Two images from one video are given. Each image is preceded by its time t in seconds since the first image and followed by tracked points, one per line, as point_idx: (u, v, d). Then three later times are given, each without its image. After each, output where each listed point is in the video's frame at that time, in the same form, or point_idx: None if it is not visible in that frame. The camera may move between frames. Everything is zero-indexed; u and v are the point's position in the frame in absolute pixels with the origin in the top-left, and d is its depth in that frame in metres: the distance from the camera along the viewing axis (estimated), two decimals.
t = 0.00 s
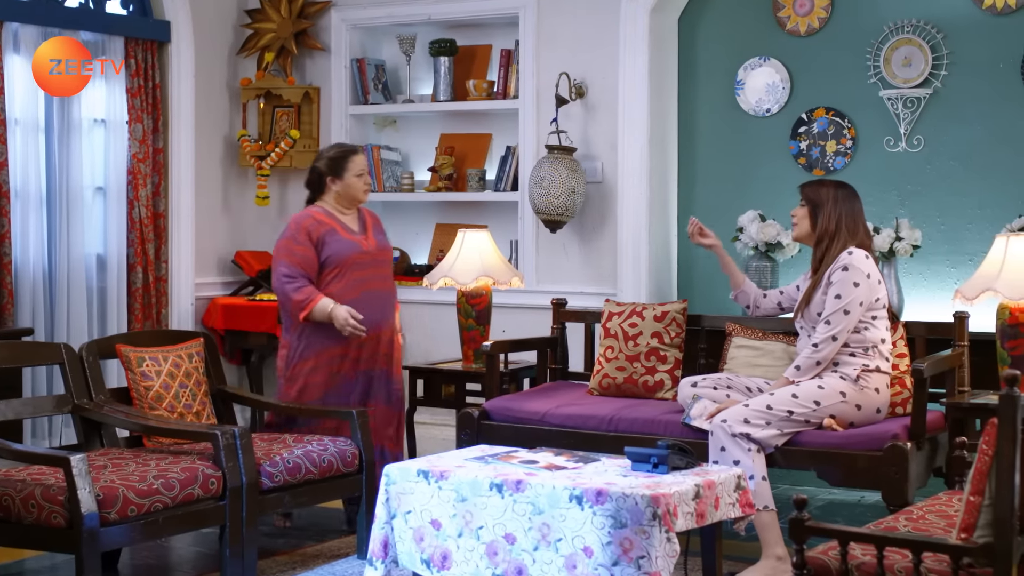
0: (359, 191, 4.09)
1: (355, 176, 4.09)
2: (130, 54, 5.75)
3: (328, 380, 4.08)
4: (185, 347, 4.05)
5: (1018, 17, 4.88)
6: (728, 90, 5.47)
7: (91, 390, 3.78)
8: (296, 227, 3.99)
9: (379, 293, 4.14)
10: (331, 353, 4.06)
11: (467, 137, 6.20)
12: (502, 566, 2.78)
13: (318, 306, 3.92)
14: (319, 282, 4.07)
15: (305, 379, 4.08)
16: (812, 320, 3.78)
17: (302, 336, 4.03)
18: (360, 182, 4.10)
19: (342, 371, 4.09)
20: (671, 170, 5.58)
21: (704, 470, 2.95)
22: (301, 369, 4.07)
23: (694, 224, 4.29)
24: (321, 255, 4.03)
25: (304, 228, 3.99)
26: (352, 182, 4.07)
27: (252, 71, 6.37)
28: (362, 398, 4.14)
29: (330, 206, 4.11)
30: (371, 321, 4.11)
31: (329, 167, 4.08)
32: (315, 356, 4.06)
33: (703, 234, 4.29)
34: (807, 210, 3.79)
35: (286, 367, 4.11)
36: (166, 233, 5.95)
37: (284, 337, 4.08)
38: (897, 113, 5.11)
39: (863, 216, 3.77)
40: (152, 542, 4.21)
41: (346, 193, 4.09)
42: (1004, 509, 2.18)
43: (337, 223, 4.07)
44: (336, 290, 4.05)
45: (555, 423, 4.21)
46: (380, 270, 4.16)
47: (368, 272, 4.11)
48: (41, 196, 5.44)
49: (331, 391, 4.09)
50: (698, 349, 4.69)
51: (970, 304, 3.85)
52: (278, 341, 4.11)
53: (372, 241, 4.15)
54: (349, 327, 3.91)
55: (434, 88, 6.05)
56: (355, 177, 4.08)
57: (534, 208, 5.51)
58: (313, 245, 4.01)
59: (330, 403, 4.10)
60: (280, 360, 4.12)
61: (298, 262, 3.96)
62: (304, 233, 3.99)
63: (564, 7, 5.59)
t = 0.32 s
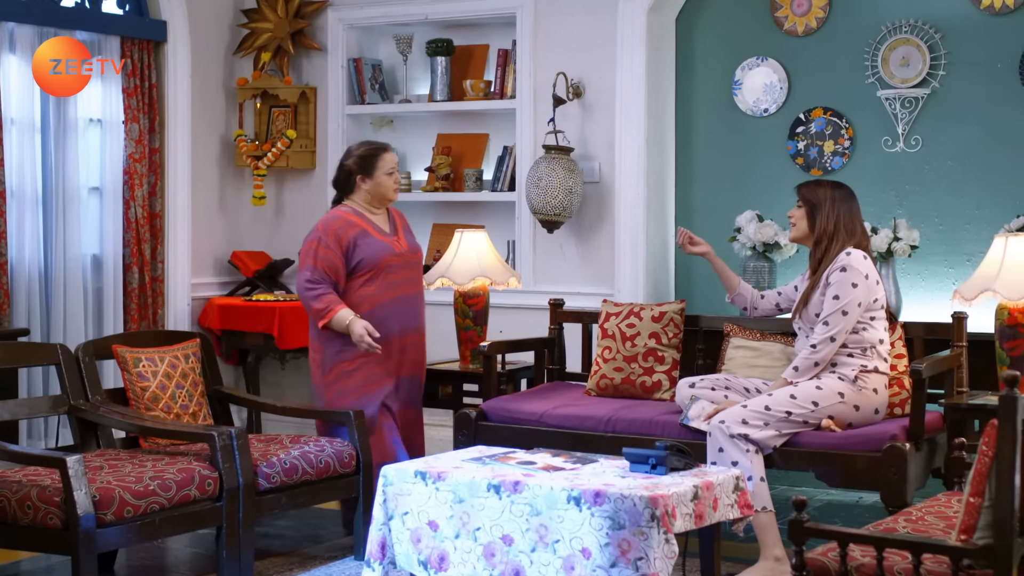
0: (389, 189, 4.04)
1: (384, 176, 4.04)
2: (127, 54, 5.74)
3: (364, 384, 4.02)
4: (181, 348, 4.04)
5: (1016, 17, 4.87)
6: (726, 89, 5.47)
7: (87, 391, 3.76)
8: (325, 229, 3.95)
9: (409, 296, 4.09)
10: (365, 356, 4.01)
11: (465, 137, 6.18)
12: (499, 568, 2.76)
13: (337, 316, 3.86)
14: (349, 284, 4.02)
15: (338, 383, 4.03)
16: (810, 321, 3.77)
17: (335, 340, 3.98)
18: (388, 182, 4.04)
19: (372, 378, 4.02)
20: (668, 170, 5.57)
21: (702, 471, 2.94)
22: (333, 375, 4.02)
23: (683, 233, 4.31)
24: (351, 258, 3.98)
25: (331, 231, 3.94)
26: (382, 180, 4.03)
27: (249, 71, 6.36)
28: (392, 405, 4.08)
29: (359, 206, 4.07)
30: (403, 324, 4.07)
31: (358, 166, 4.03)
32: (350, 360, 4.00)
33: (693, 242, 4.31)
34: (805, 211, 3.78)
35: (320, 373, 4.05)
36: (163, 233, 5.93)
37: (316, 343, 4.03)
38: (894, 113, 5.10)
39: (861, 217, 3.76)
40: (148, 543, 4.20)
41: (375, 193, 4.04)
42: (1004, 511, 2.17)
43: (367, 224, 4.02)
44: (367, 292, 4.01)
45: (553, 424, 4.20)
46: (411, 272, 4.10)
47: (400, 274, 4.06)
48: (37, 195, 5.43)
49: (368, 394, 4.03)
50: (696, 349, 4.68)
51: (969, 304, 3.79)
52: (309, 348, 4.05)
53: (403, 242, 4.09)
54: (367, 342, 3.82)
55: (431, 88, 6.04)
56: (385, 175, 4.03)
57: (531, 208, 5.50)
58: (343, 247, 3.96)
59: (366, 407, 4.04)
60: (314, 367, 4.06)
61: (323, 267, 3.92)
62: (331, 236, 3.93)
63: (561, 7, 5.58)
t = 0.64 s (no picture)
0: (405, 184, 3.52)
1: (398, 169, 3.52)
2: (121, 53, 5.71)
3: (407, 393, 3.50)
4: (176, 348, 4.03)
5: (1013, 17, 4.87)
6: (722, 89, 5.46)
7: (81, 391, 3.75)
8: (345, 232, 3.41)
9: (439, 299, 3.56)
10: (404, 364, 3.48)
11: (460, 136, 6.16)
12: (495, 569, 2.75)
13: (368, 323, 3.33)
14: (377, 289, 3.49)
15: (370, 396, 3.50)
16: (807, 322, 3.76)
17: (367, 350, 3.45)
18: (404, 177, 3.53)
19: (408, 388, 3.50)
20: (664, 170, 5.56)
21: (699, 472, 2.93)
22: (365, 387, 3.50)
23: (679, 238, 4.23)
24: (378, 260, 3.45)
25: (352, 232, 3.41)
26: (395, 175, 3.50)
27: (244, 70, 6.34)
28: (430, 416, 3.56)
29: (375, 204, 3.53)
30: (440, 326, 3.56)
31: (369, 162, 3.50)
32: (386, 369, 3.47)
33: (689, 247, 4.24)
34: (803, 212, 3.77)
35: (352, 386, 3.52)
36: (157, 232, 5.91)
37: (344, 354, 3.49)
38: (891, 113, 5.10)
39: (858, 217, 3.76)
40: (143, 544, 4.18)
41: (390, 189, 3.51)
42: (1004, 512, 2.16)
43: (387, 222, 3.49)
44: (399, 296, 3.49)
45: (549, 424, 4.19)
46: (439, 272, 3.59)
47: (430, 274, 3.55)
48: (31, 195, 5.40)
49: (410, 404, 3.51)
50: (692, 349, 4.67)
51: (966, 304, 3.79)
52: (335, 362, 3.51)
53: (426, 239, 3.57)
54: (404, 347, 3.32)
55: (426, 88, 6.02)
56: (398, 169, 3.51)
57: (527, 208, 5.49)
58: (368, 249, 3.43)
59: (411, 419, 3.52)
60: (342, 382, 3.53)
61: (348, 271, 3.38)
62: (353, 237, 3.40)
63: (557, 6, 5.56)
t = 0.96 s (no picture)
0: (419, 180, 3.50)
1: (411, 166, 3.51)
2: (112, 53, 5.69)
3: (416, 395, 3.48)
4: (167, 348, 4.01)
5: (1006, 17, 4.87)
6: (715, 89, 5.45)
7: (73, 392, 3.72)
8: (368, 232, 3.37)
9: (456, 301, 3.56)
10: (418, 366, 3.47)
11: (452, 137, 6.14)
12: (488, 570, 2.74)
13: (404, 324, 3.29)
14: (395, 290, 3.47)
15: (384, 399, 3.48)
16: (800, 322, 3.75)
17: (384, 351, 3.43)
18: (419, 175, 3.51)
19: (422, 392, 3.49)
20: (657, 169, 5.55)
21: (693, 472, 2.91)
22: (377, 390, 3.47)
23: (720, 227, 3.98)
24: (399, 261, 3.43)
25: (375, 233, 3.38)
26: (410, 172, 3.49)
27: (236, 70, 6.32)
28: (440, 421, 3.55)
29: (389, 203, 3.51)
30: (455, 328, 3.55)
31: (382, 160, 3.49)
32: (398, 370, 3.46)
33: (727, 238, 3.98)
34: (797, 212, 3.75)
35: (361, 386, 3.49)
36: (149, 233, 5.89)
37: (356, 353, 3.48)
38: (884, 113, 5.09)
39: (852, 216, 3.75)
40: (134, 546, 4.16)
41: (404, 187, 3.50)
42: (999, 513, 2.16)
43: (406, 222, 3.47)
44: (418, 297, 3.47)
45: (543, 425, 4.18)
46: (454, 273, 3.58)
47: (448, 275, 3.53)
48: (21, 195, 5.37)
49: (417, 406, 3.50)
50: (685, 350, 4.66)
51: (960, 304, 3.80)
52: (347, 362, 3.49)
53: (443, 239, 3.56)
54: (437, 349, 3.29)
55: (419, 88, 6.00)
56: (413, 166, 3.50)
57: (520, 208, 5.47)
58: (390, 249, 3.41)
59: (418, 423, 3.50)
60: (351, 383, 3.51)
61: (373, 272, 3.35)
62: (378, 237, 3.37)
63: (550, 6, 5.55)
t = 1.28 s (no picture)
0: (445, 181, 3.42)
1: (437, 166, 3.42)
2: (103, 52, 5.66)
3: (431, 396, 3.36)
4: (158, 349, 3.98)
5: (999, 17, 4.87)
6: (707, 89, 5.45)
7: (63, 394, 3.70)
8: (395, 225, 3.28)
9: (478, 304, 3.46)
10: (435, 366, 3.35)
11: (443, 137, 6.12)
12: (481, 572, 2.72)
13: (434, 320, 3.19)
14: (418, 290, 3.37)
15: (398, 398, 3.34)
16: (794, 323, 3.74)
17: (402, 349, 3.31)
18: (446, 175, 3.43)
19: (438, 393, 3.37)
20: (650, 168, 5.54)
21: (687, 474, 2.90)
22: (392, 389, 3.34)
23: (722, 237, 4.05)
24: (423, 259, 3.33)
25: (404, 227, 3.28)
26: (436, 172, 3.40)
27: (226, 70, 6.29)
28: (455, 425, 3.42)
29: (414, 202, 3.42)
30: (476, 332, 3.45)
31: (409, 158, 3.41)
32: (414, 370, 3.34)
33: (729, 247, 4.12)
34: (791, 212, 3.74)
35: (376, 384, 3.35)
36: (139, 233, 5.86)
37: (371, 350, 3.35)
38: (877, 113, 5.09)
39: (846, 216, 3.74)
40: (124, 547, 4.14)
41: (430, 185, 3.40)
42: (995, 515, 2.15)
43: (432, 221, 3.38)
44: (441, 297, 3.37)
45: (535, 426, 4.16)
46: (478, 277, 3.48)
47: (472, 278, 3.44)
48: (11, 194, 5.34)
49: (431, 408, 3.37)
50: (678, 350, 4.66)
51: (954, 304, 3.76)
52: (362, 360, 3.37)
53: (468, 241, 3.47)
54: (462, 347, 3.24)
55: (410, 88, 5.98)
56: (439, 166, 3.41)
57: (512, 208, 5.46)
58: (416, 246, 3.31)
59: (432, 424, 3.37)
60: (365, 381, 3.37)
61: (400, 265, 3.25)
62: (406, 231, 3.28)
63: (543, 5, 5.54)
